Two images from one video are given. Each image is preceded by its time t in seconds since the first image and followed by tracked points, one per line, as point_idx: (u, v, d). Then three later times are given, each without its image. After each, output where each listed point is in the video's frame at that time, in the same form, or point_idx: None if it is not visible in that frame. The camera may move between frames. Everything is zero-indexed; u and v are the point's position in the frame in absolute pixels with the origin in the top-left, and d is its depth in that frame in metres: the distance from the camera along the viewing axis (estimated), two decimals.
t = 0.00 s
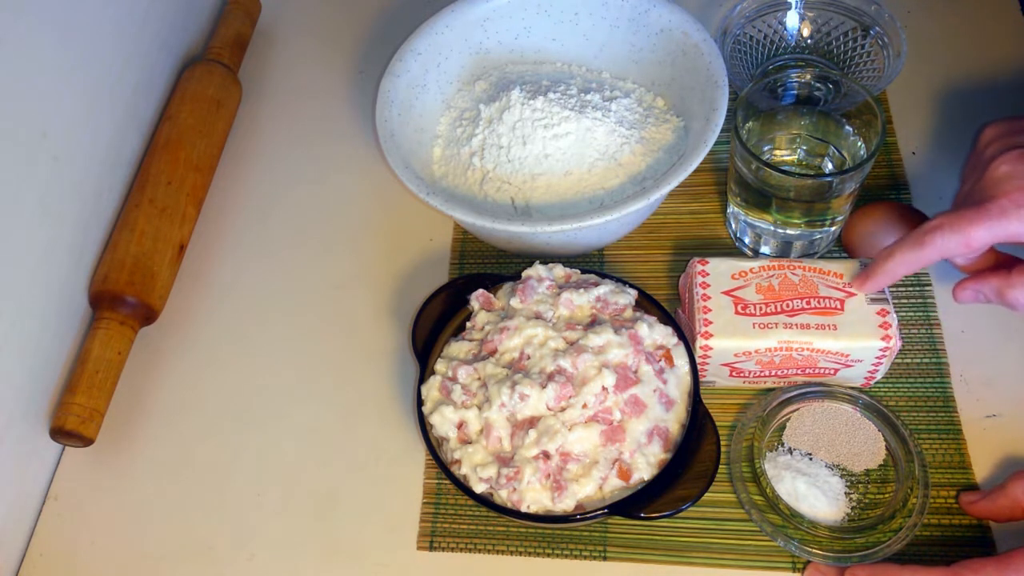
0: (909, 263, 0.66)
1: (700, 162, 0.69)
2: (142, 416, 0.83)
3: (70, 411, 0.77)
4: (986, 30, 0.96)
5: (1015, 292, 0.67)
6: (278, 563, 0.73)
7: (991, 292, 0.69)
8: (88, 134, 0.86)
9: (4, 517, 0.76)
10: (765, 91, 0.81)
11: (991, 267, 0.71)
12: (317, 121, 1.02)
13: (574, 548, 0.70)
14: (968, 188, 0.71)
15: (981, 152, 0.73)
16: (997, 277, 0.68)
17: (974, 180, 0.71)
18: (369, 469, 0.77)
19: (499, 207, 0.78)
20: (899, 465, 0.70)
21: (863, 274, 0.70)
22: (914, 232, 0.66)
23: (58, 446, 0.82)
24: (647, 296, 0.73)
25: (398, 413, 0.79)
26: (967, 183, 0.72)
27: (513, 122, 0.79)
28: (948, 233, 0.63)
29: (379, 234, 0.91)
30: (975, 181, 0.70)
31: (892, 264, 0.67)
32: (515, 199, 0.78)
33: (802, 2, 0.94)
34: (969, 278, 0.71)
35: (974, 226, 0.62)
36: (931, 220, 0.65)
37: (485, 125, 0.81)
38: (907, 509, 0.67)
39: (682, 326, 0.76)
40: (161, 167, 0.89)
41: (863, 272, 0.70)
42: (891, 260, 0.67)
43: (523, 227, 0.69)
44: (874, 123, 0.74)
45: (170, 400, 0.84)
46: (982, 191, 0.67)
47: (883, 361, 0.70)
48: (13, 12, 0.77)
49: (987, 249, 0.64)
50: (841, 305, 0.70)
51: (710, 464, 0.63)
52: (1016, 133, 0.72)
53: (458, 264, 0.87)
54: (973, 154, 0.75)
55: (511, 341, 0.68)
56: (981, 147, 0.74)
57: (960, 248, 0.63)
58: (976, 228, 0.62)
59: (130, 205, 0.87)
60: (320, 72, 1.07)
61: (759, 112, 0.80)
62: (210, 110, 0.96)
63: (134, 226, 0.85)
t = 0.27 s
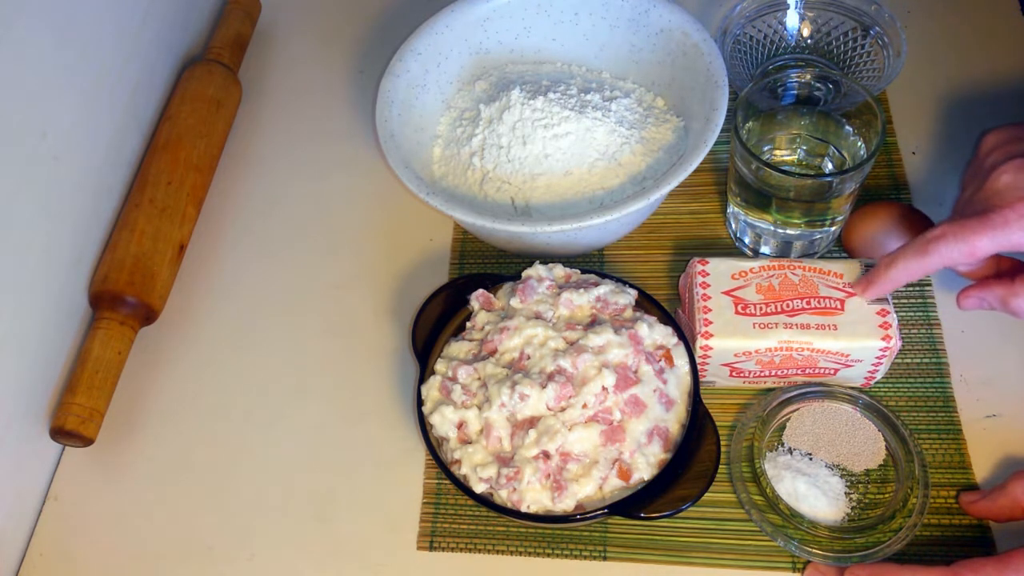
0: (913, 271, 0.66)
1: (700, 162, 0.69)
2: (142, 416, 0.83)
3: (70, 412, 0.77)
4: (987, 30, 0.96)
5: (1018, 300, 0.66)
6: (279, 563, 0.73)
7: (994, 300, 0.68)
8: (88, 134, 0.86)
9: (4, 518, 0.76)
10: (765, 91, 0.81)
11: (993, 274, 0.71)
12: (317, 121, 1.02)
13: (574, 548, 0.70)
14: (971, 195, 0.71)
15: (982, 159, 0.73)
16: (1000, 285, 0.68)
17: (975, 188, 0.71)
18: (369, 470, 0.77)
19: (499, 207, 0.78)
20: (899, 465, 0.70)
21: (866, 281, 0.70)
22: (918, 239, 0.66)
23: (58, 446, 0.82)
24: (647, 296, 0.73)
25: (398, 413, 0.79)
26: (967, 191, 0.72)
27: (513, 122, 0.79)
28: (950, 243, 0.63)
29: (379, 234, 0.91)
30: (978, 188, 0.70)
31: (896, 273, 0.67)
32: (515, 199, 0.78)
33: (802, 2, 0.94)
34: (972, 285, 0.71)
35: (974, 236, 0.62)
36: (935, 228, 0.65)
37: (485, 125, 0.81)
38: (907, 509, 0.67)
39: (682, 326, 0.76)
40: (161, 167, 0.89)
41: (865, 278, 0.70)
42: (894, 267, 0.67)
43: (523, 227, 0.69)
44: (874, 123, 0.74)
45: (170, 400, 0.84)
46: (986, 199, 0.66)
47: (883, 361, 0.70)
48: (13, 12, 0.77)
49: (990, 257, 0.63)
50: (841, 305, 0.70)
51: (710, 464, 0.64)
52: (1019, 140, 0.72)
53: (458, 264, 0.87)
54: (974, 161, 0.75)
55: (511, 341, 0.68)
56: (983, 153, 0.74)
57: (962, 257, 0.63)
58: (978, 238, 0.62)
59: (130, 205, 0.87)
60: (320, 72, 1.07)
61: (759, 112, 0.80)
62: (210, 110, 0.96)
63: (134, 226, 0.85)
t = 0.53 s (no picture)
0: (911, 276, 0.66)
1: (700, 162, 0.69)
2: (142, 416, 0.83)
3: (70, 412, 0.77)
4: (987, 30, 0.96)
5: (1012, 303, 0.67)
6: (279, 563, 0.73)
7: (987, 303, 0.69)
8: (88, 134, 0.86)
9: (4, 518, 0.76)
10: (765, 91, 0.81)
11: (989, 279, 0.71)
12: (317, 121, 1.02)
13: (574, 548, 0.70)
14: (968, 199, 0.71)
15: (980, 162, 0.73)
16: (994, 288, 0.68)
17: (973, 193, 0.71)
18: (369, 470, 0.77)
19: (499, 207, 0.78)
20: (899, 465, 0.70)
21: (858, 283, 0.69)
22: (916, 244, 0.66)
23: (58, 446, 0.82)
24: (647, 296, 0.73)
25: (398, 413, 0.79)
26: (965, 196, 0.72)
27: (513, 122, 0.79)
28: (955, 249, 0.63)
29: (379, 234, 0.91)
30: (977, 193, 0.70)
31: (891, 275, 0.66)
32: (515, 199, 0.78)
33: (802, 2, 0.94)
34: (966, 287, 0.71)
35: (978, 243, 0.62)
36: (934, 233, 0.65)
37: (485, 125, 0.81)
38: (907, 509, 0.67)
39: (682, 326, 0.76)
40: (161, 167, 0.89)
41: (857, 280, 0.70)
42: (890, 271, 0.67)
43: (523, 227, 0.69)
44: (874, 123, 0.74)
45: (170, 400, 0.84)
46: (984, 204, 0.67)
47: (884, 361, 0.70)
48: (13, 12, 0.77)
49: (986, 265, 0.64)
50: (841, 305, 0.70)
51: (710, 464, 0.64)
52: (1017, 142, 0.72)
53: (458, 264, 0.87)
54: (970, 164, 0.75)
55: (511, 341, 0.68)
56: (980, 156, 0.74)
57: (963, 264, 0.63)
58: (981, 245, 0.62)
59: (130, 205, 0.87)
60: (320, 72, 1.07)
61: (759, 112, 0.80)
62: (210, 110, 0.96)
63: (134, 226, 0.85)
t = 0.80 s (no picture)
0: (908, 297, 0.66)
1: (700, 162, 0.69)
2: (142, 416, 0.83)
3: (70, 412, 0.77)
4: (987, 30, 0.96)
5: (1019, 324, 0.66)
6: (279, 563, 0.73)
7: (995, 323, 0.68)
8: (88, 134, 0.86)
9: (4, 518, 0.76)
10: (765, 91, 0.81)
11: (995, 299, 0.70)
12: (316, 121, 1.02)
13: (574, 548, 0.70)
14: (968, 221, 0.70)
15: (978, 183, 0.72)
16: (1000, 309, 0.67)
17: (971, 216, 0.70)
18: (369, 470, 0.77)
19: (499, 207, 0.78)
20: (899, 465, 0.70)
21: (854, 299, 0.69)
22: (913, 268, 0.66)
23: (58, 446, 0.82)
24: (647, 296, 0.73)
25: (398, 413, 0.79)
26: (963, 220, 0.71)
27: (513, 122, 0.79)
28: (950, 277, 0.63)
29: (379, 234, 0.91)
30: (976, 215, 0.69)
31: (886, 296, 0.66)
32: (515, 199, 0.78)
33: (802, 2, 0.94)
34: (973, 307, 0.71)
35: (973, 273, 0.62)
36: (930, 259, 0.65)
37: (485, 125, 0.81)
38: (907, 509, 0.67)
39: (682, 326, 0.76)
40: (161, 167, 0.89)
41: (853, 295, 0.69)
42: (887, 291, 0.66)
43: (523, 227, 0.69)
44: (874, 124, 0.74)
45: (170, 400, 0.84)
46: (980, 231, 0.65)
47: (883, 361, 0.70)
48: (13, 12, 0.76)
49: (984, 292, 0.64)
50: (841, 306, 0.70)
51: (710, 464, 0.64)
52: (1017, 163, 0.70)
53: (458, 264, 0.87)
54: (970, 183, 0.74)
55: (511, 341, 0.68)
56: (979, 176, 0.73)
57: (959, 291, 0.63)
58: (976, 275, 0.62)
59: (130, 205, 0.87)
60: (320, 72, 1.07)
61: (759, 112, 0.80)
62: (210, 110, 0.96)
63: (134, 226, 0.85)
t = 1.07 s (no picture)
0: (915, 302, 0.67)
1: (700, 162, 0.69)
2: (142, 416, 0.83)
3: (70, 412, 0.77)
4: (987, 30, 0.96)
5: None
6: (278, 563, 0.73)
7: (1008, 335, 0.72)
8: (88, 134, 0.86)
9: (4, 518, 0.76)
10: (765, 91, 0.80)
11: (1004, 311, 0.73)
12: (317, 121, 1.02)
13: (574, 548, 0.70)
14: (976, 233, 0.71)
15: (985, 196, 0.73)
16: (1014, 322, 0.71)
17: (978, 229, 0.71)
18: (369, 470, 0.77)
19: (499, 207, 0.78)
20: (899, 465, 0.70)
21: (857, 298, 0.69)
22: (919, 276, 0.68)
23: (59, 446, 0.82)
24: (647, 296, 0.73)
25: (398, 413, 0.79)
26: (970, 231, 0.72)
27: (513, 122, 0.79)
28: (959, 284, 0.66)
29: (379, 234, 0.91)
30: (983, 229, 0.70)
31: (897, 299, 0.67)
32: (515, 199, 0.78)
33: (802, 2, 0.94)
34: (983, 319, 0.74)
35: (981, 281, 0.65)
36: (936, 268, 0.68)
37: (485, 125, 0.81)
38: (907, 509, 0.67)
39: (682, 326, 0.76)
40: (161, 167, 0.89)
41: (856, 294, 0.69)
42: (897, 293, 0.67)
43: (523, 227, 0.69)
44: (874, 124, 0.74)
45: (171, 400, 0.84)
46: (987, 244, 0.67)
47: (884, 361, 0.70)
48: (13, 12, 0.76)
49: (987, 301, 0.67)
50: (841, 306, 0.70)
51: (710, 464, 0.64)
52: None
53: (458, 264, 0.87)
54: (977, 195, 0.75)
55: (511, 341, 0.68)
56: (986, 188, 0.74)
57: (967, 297, 0.66)
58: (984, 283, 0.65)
59: (130, 205, 0.87)
60: (320, 72, 1.07)
61: (759, 112, 0.80)
62: (210, 110, 0.96)
63: (134, 226, 0.85)
